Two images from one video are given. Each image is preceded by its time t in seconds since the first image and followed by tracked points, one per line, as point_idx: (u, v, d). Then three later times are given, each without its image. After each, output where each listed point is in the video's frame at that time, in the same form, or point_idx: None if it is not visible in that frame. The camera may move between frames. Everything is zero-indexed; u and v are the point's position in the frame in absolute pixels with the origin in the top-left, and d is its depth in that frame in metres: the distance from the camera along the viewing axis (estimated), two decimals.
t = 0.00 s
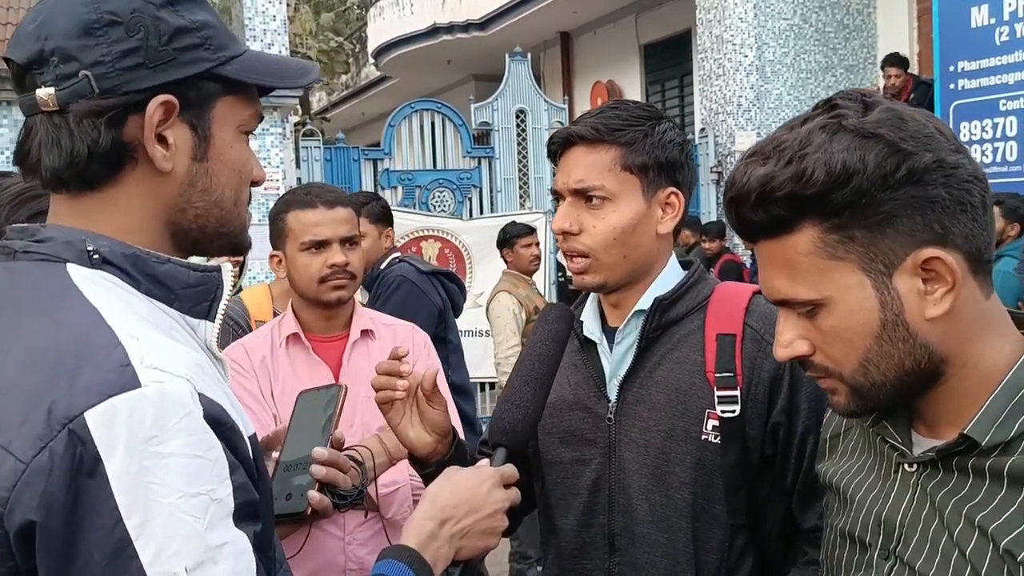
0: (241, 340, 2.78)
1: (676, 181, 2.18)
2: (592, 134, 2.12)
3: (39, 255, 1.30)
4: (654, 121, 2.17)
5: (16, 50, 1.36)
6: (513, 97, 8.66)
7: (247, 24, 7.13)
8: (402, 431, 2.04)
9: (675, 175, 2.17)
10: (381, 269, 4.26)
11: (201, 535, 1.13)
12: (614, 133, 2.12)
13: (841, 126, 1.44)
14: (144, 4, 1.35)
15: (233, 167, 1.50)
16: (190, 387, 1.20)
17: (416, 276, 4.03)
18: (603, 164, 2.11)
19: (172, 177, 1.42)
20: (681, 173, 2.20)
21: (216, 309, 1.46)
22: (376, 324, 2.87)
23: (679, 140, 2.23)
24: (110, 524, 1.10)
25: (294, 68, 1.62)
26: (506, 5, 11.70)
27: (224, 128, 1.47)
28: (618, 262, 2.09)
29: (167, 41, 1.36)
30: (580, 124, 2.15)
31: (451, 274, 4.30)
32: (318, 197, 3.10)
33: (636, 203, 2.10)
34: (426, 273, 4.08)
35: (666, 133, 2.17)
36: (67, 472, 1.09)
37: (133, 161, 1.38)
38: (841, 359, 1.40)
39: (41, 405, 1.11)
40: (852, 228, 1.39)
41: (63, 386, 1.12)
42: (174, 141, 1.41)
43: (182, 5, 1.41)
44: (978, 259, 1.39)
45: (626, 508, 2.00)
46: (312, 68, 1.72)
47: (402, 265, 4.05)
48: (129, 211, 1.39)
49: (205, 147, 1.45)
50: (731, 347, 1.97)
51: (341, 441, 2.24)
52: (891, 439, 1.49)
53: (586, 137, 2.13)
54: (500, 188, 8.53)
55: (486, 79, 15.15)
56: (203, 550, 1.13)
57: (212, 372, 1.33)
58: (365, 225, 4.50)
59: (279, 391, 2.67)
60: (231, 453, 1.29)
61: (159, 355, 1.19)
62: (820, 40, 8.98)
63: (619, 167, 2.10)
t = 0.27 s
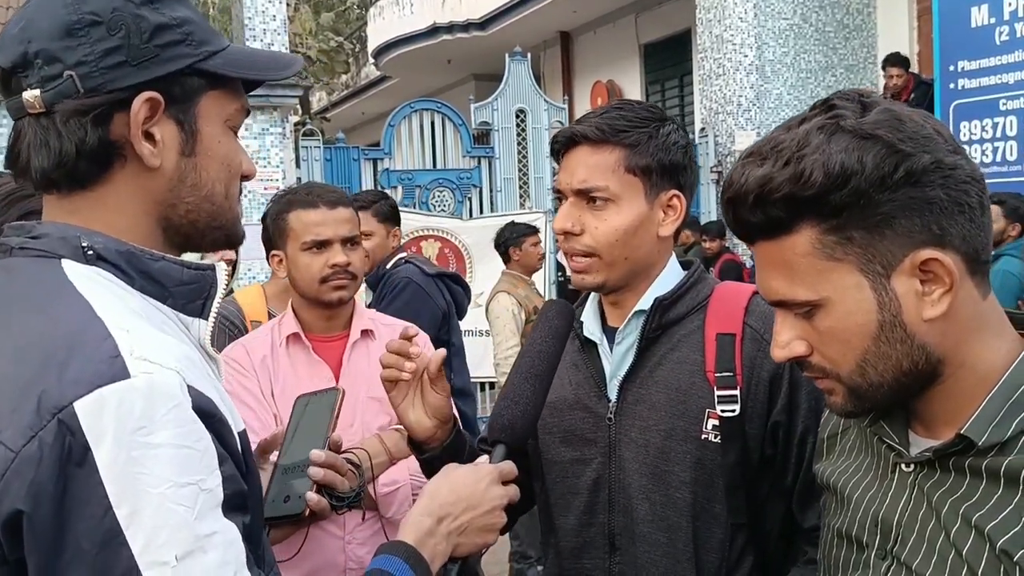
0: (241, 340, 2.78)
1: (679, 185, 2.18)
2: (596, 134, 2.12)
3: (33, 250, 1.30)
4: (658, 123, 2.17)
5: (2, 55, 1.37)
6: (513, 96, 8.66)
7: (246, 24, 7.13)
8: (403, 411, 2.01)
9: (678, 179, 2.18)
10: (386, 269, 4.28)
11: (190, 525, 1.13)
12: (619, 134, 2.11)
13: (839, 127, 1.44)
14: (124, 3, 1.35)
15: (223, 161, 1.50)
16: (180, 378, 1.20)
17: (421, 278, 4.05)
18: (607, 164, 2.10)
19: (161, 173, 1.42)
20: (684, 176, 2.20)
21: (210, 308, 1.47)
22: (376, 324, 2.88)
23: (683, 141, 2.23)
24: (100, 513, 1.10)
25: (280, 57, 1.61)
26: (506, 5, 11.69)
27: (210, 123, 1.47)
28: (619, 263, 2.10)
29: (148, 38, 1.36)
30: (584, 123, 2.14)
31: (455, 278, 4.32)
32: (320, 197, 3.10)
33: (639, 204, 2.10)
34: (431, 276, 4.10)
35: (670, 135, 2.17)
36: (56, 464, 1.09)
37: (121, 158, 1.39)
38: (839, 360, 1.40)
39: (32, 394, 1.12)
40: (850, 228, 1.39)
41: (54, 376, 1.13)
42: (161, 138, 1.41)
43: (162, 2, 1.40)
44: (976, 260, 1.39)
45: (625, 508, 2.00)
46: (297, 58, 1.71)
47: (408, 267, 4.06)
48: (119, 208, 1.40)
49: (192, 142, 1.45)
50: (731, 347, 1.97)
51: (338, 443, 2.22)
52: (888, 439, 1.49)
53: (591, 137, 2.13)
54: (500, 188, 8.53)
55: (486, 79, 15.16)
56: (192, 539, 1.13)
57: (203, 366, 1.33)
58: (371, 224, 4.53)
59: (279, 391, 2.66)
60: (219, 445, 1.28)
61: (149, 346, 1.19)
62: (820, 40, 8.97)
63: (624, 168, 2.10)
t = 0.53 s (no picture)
0: (242, 341, 2.78)
1: (683, 194, 2.17)
2: (603, 149, 2.09)
3: (33, 246, 1.31)
4: (663, 132, 2.16)
5: (9, 57, 1.36)
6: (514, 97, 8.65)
7: (247, 24, 7.14)
8: (423, 374, 2.02)
9: (683, 189, 2.17)
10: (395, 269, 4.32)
11: (179, 514, 1.14)
12: (626, 148, 2.09)
13: (842, 126, 1.44)
14: (130, 6, 1.36)
15: (225, 162, 1.50)
16: (170, 369, 1.21)
17: (432, 279, 4.08)
18: (615, 180, 2.09)
19: (164, 173, 1.42)
20: (689, 183, 2.20)
21: (207, 305, 1.47)
22: (376, 324, 2.86)
23: (688, 144, 2.23)
24: (89, 500, 1.10)
25: (282, 64, 1.62)
26: (507, 5, 11.69)
27: (213, 126, 1.47)
28: (626, 275, 2.10)
29: (153, 41, 1.36)
30: (589, 137, 2.11)
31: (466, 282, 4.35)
32: (321, 197, 3.09)
33: (647, 218, 2.10)
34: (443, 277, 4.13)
35: (676, 144, 2.17)
36: (47, 451, 1.10)
37: (126, 158, 1.39)
38: (842, 361, 1.40)
39: (25, 381, 1.13)
40: (854, 228, 1.39)
41: (46, 364, 1.14)
42: (165, 139, 1.41)
43: (166, 7, 1.41)
44: (980, 260, 1.39)
45: (626, 508, 1.99)
46: (299, 62, 1.72)
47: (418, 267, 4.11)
48: (125, 208, 1.41)
49: (196, 144, 1.45)
50: (730, 346, 1.97)
51: (339, 446, 2.21)
52: (889, 440, 1.49)
53: (597, 152, 2.09)
54: (501, 188, 8.53)
55: (487, 79, 15.16)
56: (180, 528, 1.14)
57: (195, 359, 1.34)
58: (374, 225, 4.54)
59: (280, 392, 2.66)
60: (209, 437, 1.29)
61: (141, 338, 1.20)
62: (821, 40, 8.97)
63: (631, 184, 2.09)
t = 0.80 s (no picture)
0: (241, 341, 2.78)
1: (689, 187, 2.20)
2: (620, 137, 2.10)
3: (29, 242, 1.32)
4: (671, 125, 2.18)
5: (10, 55, 1.37)
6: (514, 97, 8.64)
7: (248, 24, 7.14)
8: (439, 393, 2.02)
9: (689, 181, 2.19)
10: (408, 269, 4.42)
11: (169, 507, 1.14)
12: (640, 137, 2.11)
13: (856, 119, 1.43)
14: (131, 7, 1.36)
15: (223, 162, 1.49)
16: (162, 363, 1.21)
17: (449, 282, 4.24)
18: (631, 168, 2.09)
19: (162, 173, 1.42)
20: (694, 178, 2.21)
21: (203, 302, 1.47)
22: (376, 324, 2.86)
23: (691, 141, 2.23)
24: (79, 494, 1.11)
25: (284, 66, 1.61)
26: (507, 5, 11.69)
27: (212, 126, 1.47)
28: (638, 266, 2.10)
29: (153, 41, 1.36)
30: (606, 125, 2.12)
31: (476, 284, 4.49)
32: (320, 198, 3.08)
33: (659, 209, 2.11)
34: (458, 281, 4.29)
35: (684, 137, 2.18)
36: (38, 445, 1.11)
37: (124, 158, 1.39)
38: (849, 355, 1.40)
39: (16, 375, 1.14)
40: (865, 220, 1.39)
41: (37, 359, 1.15)
42: (164, 139, 1.41)
43: (168, 9, 1.41)
44: (988, 258, 1.39)
45: (627, 508, 1.99)
46: (300, 65, 1.72)
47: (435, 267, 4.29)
48: (122, 208, 1.41)
49: (194, 144, 1.45)
50: (729, 347, 1.97)
51: (336, 443, 2.22)
52: (890, 440, 1.49)
53: (615, 139, 2.10)
54: (502, 188, 8.53)
55: (488, 79, 15.16)
56: (171, 522, 1.14)
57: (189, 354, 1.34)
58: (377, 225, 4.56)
59: (279, 392, 2.66)
60: (202, 432, 1.29)
61: (134, 332, 1.21)
62: (821, 40, 8.96)
63: (646, 172, 2.10)
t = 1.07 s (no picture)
0: (239, 341, 2.78)
1: (687, 186, 2.19)
2: (611, 141, 2.10)
3: (18, 240, 1.32)
4: (667, 124, 2.17)
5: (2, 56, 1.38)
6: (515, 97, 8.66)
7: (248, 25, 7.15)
8: (431, 405, 2.02)
9: (686, 180, 2.19)
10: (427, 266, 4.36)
11: (142, 499, 1.15)
12: (633, 139, 2.10)
13: (853, 120, 1.43)
14: (119, 8, 1.36)
15: (212, 162, 1.50)
16: (137, 357, 1.22)
17: (467, 282, 4.13)
18: (624, 171, 2.09)
19: (150, 172, 1.43)
20: (692, 177, 2.21)
21: (191, 299, 1.49)
22: (375, 324, 2.87)
23: (688, 140, 2.23)
24: (52, 485, 1.12)
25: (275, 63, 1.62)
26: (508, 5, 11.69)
27: (201, 126, 1.47)
28: (635, 268, 2.10)
29: (142, 42, 1.37)
30: (597, 129, 2.12)
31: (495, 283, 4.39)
32: (318, 198, 3.09)
33: (655, 209, 2.11)
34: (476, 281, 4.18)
35: (680, 136, 2.18)
36: (12, 439, 1.12)
37: (112, 157, 1.40)
38: (848, 357, 1.40)
39: None
40: (863, 222, 1.39)
41: (13, 353, 1.15)
42: (151, 138, 1.42)
43: (157, 9, 1.42)
44: (987, 258, 1.39)
45: (628, 508, 1.99)
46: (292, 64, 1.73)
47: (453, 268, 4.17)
48: (111, 207, 1.41)
49: (183, 143, 1.45)
50: (732, 348, 1.97)
51: (337, 439, 2.22)
52: (890, 440, 1.49)
53: (605, 144, 2.10)
54: (502, 189, 8.54)
55: (488, 79, 15.17)
56: (144, 514, 1.15)
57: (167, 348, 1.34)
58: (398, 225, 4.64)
59: (279, 392, 2.66)
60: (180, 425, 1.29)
61: (109, 327, 1.22)
62: (822, 40, 8.96)
63: (640, 174, 2.10)
